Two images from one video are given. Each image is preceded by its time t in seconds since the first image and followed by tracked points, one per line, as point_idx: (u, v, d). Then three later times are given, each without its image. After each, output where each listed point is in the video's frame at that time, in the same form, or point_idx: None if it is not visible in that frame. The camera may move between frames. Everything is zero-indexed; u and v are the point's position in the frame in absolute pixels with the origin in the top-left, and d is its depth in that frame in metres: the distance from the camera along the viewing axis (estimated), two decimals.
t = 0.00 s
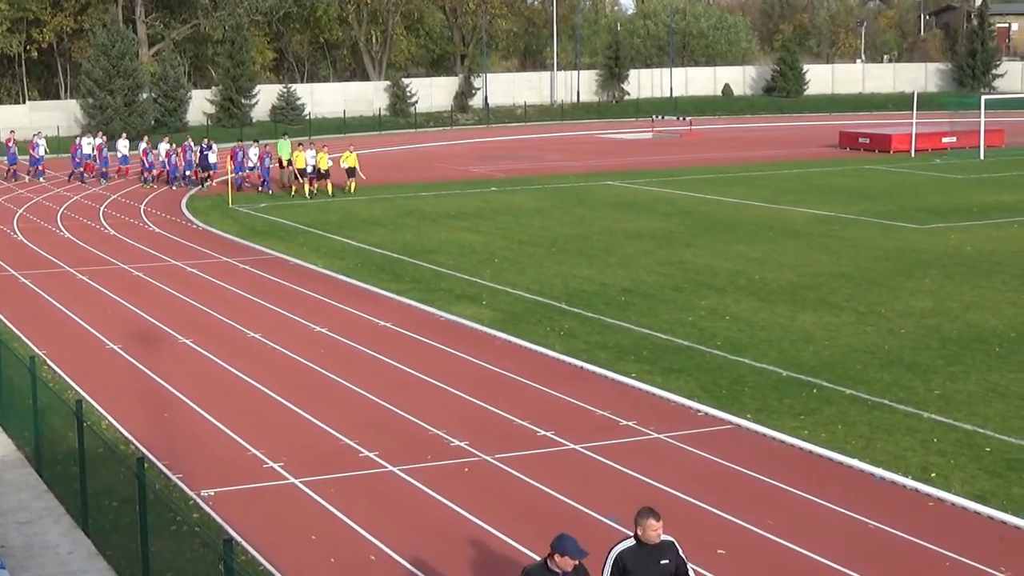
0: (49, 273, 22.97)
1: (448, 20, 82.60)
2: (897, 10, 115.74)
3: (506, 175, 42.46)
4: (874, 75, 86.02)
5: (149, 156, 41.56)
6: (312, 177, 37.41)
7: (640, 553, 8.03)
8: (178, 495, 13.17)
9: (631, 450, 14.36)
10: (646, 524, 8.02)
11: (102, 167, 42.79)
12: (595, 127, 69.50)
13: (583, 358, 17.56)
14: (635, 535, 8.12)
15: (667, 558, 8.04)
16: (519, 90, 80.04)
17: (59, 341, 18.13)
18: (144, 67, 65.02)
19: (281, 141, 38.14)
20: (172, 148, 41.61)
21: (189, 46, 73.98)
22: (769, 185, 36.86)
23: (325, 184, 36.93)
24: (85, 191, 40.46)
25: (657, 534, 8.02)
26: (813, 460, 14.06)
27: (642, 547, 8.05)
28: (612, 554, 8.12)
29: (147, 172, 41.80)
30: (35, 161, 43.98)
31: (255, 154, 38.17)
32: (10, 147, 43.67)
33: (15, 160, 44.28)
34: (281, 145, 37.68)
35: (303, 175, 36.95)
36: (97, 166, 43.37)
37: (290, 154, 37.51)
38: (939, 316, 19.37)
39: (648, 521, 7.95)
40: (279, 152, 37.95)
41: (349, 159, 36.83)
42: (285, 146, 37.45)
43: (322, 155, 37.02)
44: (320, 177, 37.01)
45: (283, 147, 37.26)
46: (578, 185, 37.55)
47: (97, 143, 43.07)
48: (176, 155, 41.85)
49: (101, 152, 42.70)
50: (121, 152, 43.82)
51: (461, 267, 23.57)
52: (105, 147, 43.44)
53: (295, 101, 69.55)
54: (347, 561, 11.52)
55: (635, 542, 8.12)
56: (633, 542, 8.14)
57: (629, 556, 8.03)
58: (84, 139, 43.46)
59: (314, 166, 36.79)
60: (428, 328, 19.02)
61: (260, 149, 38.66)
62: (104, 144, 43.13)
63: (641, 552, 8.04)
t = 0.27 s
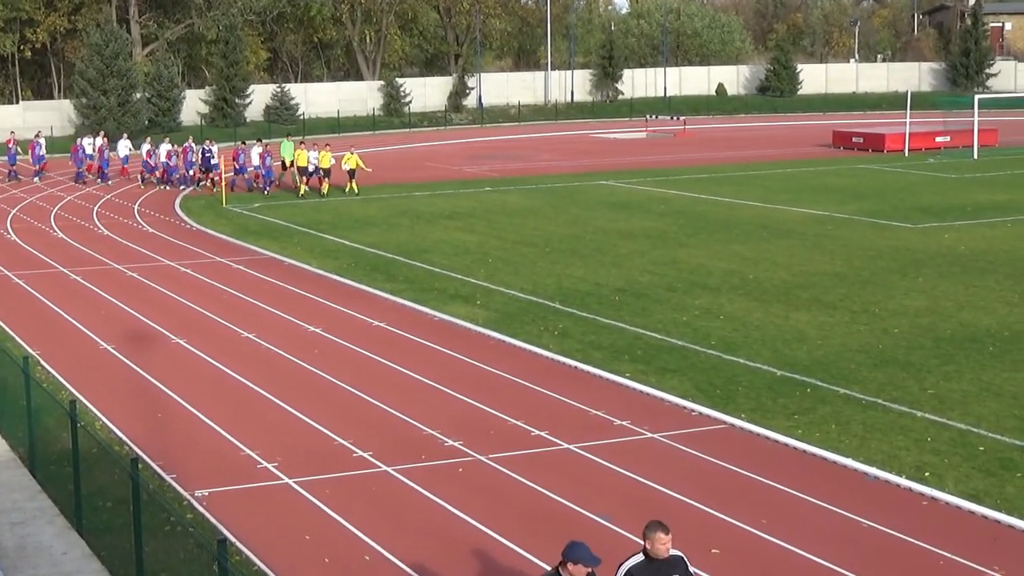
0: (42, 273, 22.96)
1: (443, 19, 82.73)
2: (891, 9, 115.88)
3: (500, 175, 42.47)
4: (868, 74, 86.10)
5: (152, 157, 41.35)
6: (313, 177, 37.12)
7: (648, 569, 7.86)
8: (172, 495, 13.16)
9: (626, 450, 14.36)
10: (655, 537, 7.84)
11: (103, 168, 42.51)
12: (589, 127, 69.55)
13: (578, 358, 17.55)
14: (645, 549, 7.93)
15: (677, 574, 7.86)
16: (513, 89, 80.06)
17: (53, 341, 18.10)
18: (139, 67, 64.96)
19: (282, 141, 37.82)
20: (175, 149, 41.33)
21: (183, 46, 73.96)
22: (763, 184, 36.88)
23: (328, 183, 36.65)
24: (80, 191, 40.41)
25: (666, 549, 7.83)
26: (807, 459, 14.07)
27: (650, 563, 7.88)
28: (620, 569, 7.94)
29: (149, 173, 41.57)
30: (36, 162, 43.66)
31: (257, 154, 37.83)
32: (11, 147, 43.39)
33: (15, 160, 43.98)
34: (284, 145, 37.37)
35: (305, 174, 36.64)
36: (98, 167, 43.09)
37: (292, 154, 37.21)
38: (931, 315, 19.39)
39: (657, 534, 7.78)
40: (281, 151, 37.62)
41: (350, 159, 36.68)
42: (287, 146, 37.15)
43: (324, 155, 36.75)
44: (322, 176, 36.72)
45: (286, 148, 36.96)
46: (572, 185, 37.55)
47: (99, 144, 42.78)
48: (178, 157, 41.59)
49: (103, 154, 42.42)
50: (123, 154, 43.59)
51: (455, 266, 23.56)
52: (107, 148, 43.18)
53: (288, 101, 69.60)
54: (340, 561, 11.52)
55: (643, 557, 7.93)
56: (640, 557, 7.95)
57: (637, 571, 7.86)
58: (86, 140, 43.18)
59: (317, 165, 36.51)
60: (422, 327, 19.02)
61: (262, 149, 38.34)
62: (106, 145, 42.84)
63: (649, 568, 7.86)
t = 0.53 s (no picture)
0: (37, 273, 22.93)
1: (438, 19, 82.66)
2: (886, 9, 115.92)
3: (496, 175, 42.45)
4: (863, 74, 86.09)
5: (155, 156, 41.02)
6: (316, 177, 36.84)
7: None
8: (167, 495, 13.15)
9: (622, 449, 14.36)
10: (668, 545, 7.66)
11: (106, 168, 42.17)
12: (585, 127, 69.49)
13: (574, 358, 17.55)
14: (657, 556, 7.74)
15: None
16: (508, 89, 80.03)
17: (47, 341, 18.08)
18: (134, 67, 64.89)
19: (286, 141, 37.51)
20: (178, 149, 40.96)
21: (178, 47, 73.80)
22: (758, 184, 36.89)
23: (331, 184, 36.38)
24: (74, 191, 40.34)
25: (680, 557, 7.66)
26: (802, 458, 14.08)
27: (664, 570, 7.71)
28: None
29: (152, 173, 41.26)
30: (39, 164, 43.24)
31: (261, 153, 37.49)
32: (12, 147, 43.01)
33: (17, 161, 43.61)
34: (287, 145, 37.05)
35: (309, 175, 36.34)
36: (101, 167, 42.74)
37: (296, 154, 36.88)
38: (927, 314, 19.40)
39: (670, 543, 7.60)
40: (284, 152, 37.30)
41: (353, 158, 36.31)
42: (291, 146, 36.83)
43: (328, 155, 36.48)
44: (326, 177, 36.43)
45: (289, 149, 36.64)
46: (568, 185, 37.54)
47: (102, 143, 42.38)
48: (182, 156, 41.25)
49: (106, 154, 42.06)
50: (126, 154, 43.27)
51: (450, 266, 23.54)
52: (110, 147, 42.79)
53: (284, 101, 69.49)
54: (337, 561, 11.51)
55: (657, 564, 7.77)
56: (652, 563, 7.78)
57: None
58: (88, 140, 42.81)
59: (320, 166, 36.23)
60: (417, 327, 19.01)
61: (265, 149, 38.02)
62: (109, 144, 42.46)
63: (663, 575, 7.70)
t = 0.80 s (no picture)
0: (31, 273, 22.89)
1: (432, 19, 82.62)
2: (880, 8, 115.97)
3: (489, 174, 42.45)
4: (857, 74, 86.11)
5: (159, 157, 40.76)
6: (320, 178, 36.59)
7: None
8: (162, 496, 13.14)
9: (616, 449, 14.36)
10: (686, 558, 7.50)
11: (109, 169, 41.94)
12: (579, 127, 69.46)
13: (568, 358, 17.54)
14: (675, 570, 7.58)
15: None
16: (503, 89, 79.99)
17: (41, 342, 18.06)
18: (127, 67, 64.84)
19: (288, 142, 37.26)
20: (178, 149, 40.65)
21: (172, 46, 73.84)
22: (752, 184, 36.90)
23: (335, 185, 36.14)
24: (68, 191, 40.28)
25: (698, 571, 7.49)
26: (797, 458, 14.09)
27: None
28: None
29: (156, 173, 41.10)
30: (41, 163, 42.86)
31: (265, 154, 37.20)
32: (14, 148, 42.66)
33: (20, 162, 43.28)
34: (291, 147, 36.81)
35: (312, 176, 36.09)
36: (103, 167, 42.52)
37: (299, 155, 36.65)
38: (921, 314, 19.42)
39: (689, 556, 7.43)
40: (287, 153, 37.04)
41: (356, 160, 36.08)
42: (294, 147, 36.59)
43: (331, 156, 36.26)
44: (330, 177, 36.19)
45: (292, 150, 36.39)
46: (562, 184, 37.55)
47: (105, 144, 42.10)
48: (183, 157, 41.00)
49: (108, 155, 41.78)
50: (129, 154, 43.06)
51: (444, 266, 23.54)
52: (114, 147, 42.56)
53: (278, 101, 69.44)
54: (331, 561, 11.51)
55: None
56: None
57: None
58: (91, 140, 42.55)
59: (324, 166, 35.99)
60: (412, 328, 19.00)
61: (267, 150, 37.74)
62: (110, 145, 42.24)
63: None
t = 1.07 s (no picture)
0: (18, 274, 22.84)
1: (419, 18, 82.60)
2: (867, 9, 116.21)
3: (477, 174, 42.45)
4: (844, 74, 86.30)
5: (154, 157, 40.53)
6: (315, 179, 36.35)
7: None
8: (149, 496, 13.11)
9: (603, 449, 14.36)
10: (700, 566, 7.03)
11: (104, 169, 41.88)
12: (567, 127, 69.45)
13: (556, 358, 17.54)
14: None
15: None
16: (490, 89, 80.01)
17: (27, 342, 18.01)
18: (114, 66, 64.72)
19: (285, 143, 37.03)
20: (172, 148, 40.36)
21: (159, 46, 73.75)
22: (740, 184, 36.94)
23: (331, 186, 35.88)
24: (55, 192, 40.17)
25: None
26: (784, 457, 14.11)
27: None
28: None
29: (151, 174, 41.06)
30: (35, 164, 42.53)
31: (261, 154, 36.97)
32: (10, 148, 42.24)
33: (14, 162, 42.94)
34: (287, 148, 36.59)
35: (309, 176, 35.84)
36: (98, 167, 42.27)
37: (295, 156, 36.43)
38: (908, 314, 19.45)
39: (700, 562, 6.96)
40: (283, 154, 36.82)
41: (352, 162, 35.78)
42: (290, 148, 36.35)
43: (327, 157, 36.02)
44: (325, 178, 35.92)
45: (288, 151, 36.18)
46: (549, 184, 37.54)
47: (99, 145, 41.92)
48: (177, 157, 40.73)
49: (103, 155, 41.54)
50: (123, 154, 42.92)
51: (432, 267, 23.53)
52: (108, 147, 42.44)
53: (264, 101, 69.34)
54: (319, 561, 11.49)
55: None
56: None
57: None
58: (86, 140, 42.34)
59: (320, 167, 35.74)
60: (400, 328, 18.99)
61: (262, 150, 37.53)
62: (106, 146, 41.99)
63: None
